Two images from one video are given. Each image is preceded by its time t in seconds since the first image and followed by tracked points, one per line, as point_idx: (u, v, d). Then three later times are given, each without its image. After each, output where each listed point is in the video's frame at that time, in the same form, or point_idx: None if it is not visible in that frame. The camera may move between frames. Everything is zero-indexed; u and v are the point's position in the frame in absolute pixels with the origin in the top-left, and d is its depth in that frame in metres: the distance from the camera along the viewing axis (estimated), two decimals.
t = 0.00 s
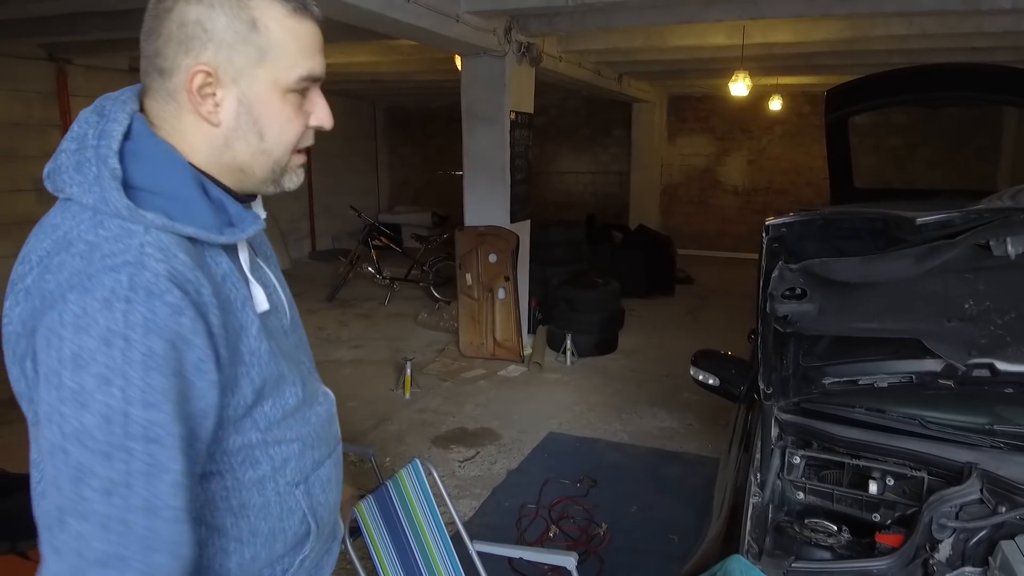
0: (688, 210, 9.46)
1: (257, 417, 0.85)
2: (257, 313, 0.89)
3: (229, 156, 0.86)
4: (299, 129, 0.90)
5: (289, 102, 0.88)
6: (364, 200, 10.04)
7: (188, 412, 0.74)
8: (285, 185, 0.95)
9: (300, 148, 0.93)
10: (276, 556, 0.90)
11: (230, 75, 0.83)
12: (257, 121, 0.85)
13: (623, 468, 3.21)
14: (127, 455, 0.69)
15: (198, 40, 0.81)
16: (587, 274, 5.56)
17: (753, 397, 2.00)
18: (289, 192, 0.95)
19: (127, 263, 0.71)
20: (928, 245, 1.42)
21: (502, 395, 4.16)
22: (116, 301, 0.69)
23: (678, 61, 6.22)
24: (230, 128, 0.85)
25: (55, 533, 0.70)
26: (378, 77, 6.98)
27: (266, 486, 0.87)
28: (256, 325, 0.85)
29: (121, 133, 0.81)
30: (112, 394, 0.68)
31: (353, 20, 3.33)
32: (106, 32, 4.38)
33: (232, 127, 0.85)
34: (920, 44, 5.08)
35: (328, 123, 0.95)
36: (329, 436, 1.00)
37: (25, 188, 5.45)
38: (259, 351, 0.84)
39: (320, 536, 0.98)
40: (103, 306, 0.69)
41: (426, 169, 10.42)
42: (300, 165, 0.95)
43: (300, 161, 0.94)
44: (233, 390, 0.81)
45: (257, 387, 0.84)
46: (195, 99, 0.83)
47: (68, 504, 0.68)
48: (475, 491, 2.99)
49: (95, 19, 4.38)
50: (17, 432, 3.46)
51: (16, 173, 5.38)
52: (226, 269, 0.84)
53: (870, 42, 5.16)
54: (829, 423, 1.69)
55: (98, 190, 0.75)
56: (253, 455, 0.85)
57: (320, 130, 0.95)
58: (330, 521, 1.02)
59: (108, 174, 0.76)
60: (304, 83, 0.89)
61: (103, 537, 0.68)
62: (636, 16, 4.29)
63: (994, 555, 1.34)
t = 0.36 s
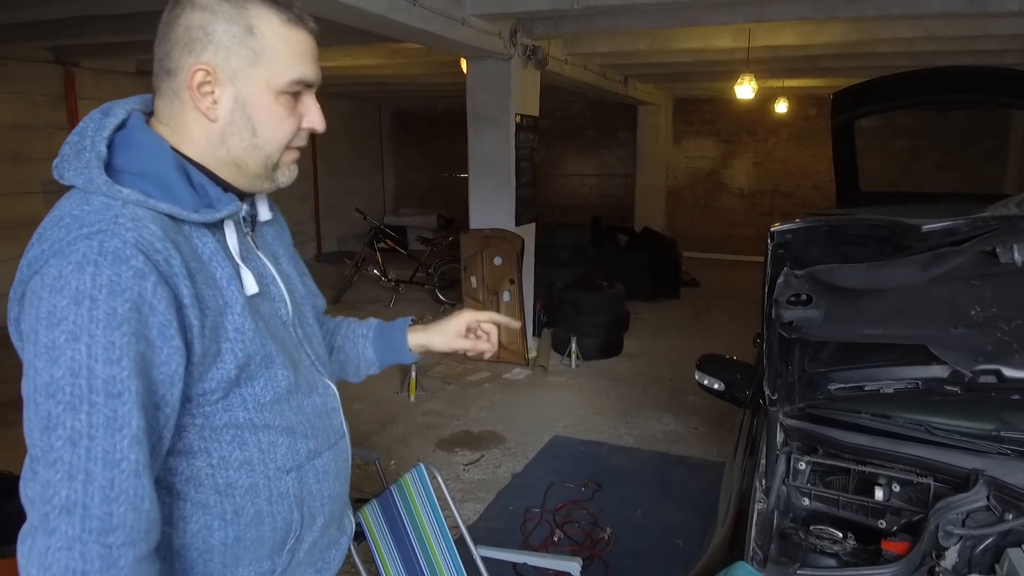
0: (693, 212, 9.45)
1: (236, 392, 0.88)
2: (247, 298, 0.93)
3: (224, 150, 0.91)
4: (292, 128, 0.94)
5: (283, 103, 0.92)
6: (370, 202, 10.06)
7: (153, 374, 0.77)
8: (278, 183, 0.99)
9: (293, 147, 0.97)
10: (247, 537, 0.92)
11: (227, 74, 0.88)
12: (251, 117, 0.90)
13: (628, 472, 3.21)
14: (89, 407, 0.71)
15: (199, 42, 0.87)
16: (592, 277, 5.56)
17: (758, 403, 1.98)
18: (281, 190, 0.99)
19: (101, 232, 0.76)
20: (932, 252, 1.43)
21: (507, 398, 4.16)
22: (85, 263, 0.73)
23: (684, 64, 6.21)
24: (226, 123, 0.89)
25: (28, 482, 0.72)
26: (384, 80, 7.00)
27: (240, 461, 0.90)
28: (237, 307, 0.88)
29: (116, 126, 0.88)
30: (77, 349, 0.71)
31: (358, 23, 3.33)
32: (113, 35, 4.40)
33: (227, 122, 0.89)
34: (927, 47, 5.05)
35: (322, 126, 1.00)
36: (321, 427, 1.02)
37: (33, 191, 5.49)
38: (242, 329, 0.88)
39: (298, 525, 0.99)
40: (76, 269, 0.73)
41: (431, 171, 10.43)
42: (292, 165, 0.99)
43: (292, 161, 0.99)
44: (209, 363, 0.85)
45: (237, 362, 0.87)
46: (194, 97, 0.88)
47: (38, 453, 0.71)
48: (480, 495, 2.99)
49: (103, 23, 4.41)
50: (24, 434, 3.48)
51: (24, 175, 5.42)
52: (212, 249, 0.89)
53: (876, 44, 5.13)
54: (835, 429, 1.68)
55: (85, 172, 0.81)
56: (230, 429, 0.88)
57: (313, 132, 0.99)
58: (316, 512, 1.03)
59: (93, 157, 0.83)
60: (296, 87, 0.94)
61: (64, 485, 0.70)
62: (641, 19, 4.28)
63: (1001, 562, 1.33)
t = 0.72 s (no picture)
0: (697, 218, 9.45)
1: (229, 400, 0.89)
2: (244, 309, 0.94)
3: (231, 162, 0.94)
4: (298, 141, 0.96)
5: (289, 115, 0.95)
6: (374, 207, 10.08)
7: (139, 378, 0.80)
8: (288, 195, 1.01)
9: (302, 160, 0.99)
10: (234, 548, 0.93)
11: (231, 88, 0.91)
12: (256, 130, 0.93)
13: (630, 480, 3.20)
14: (81, 409, 0.76)
15: (206, 59, 0.91)
16: (595, 284, 5.56)
17: (760, 413, 1.98)
18: (291, 201, 1.01)
19: (94, 239, 0.80)
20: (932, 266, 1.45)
21: (509, 405, 4.15)
22: (75, 270, 0.77)
23: (688, 71, 6.22)
24: (232, 136, 0.93)
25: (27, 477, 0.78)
26: (388, 86, 7.03)
27: (229, 472, 0.90)
28: (230, 316, 0.90)
29: (126, 138, 0.93)
30: (68, 352, 0.76)
31: (362, 30, 3.35)
32: (119, 42, 4.43)
33: (233, 135, 0.93)
34: (932, 53, 5.05)
35: (330, 138, 1.01)
36: (318, 440, 1.02)
37: (39, 196, 5.52)
38: (233, 338, 0.89)
39: (286, 540, 0.99)
40: (66, 276, 0.77)
41: (435, 177, 10.44)
42: (303, 177, 1.01)
43: (302, 172, 1.00)
44: (197, 371, 0.86)
45: (227, 371, 0.88)
46: (202, 111, 0.92)
47: (35, 451, 0.77)
48: (482, 503, 2.98)
49: (109, 31, 4.45)
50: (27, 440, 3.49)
51: (29, 181, 5.44)
52: (207, 259, 0.91)
53: (881, 51, 5.13)
54: (837, 440, 1.67)
55: (85, 182, 0.85)
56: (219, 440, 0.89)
57: (322, 144, 1.01)
58: (309, 529, 1.03)
59: (94, 166, 0.87)
60: (301, 100, 0.96)
61: (59, 481, 0.76)
62: (644, 26, 4.29)
63: None
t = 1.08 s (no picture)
0: (700, 222, 9.44)
1: (271, 397, 0.89)
2: (284, 307, 0.94)
3: (262, 170, 0.95)
4: (326, 150, 0.97)
5: (317, 125, 0.95)
6: (377, 211, 10.11)
7: (195, 370, 0.80)
8: (316, 203, 1.02)
9: (330, 168, 1.00)
10: (269, 546, 0.92)
11: (263, 99, 0.92)
12: (286, 139, 0.93)
13: (633, 485, 3.20)
14: (137, 401, 0.75)
15: (238, 70, 0.91)
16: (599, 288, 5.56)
17: (761, 419, 1.98)
18: (319, 209, 1.02)
19: (157, 233, 0.80)
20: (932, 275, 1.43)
21: (512, 409, 4.15)
22: (139, 262, 0.77)
23: (691, 75, 6.23)
24: (263, 145, 0.93)
25: (70, 469, 0.75)
26: (392, 91, 7.05)
27: (269, 469, 0.90)
28: (276, 313, 0.91)
29: (169, 140, 0.93)
30: (128, 343, 0.75)
31: (365, 36, 3.36)
32: (124, 48, 4.45)
33: (264, 145, 0.93)
34: (935, 58, 5.04)
35: (357, 147, 1.02)
36: (345, 439, 1.02)
37: (44, 201, 5.55)
38: (281, 335, 0.90)
39: (318, 538, 0.99)
40: (130, 267, 0.77)
41: (439, 181, 10.46)
42: (330, 185, 1.02)
43: (330, 180, 1.01)
44: (246, 366, 0.87)
45: (272, 366, 0.89)
46: (234, 121, 0.92)
47: (82, 443, 0.74)
48: (484, 508, 2.98)
49: (113, 36, 4.48)
50: (31, 444, 3.50)
51: (35, 186, 5.47)
52: (256, 257, 0.92)
53: (884, 56, 5.12)
54: (837, 446, 1.66)
55: (141, 180, 0.86)
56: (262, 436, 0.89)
57: (350, 153, 1.01)
58: (335, 524, 1.03)
59: (149, 166, 0.88)
60: (330, 110, 0.96)
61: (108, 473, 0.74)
62: (647, 32, 4.30)
63: None
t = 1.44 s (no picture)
0: (703, 226, 9.45)
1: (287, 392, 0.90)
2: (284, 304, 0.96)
3: (228, 173, 0.92)
4: (294, 157, 0.93)
5: (285, 130, 0.91)
6: (380, 214, 10.13)
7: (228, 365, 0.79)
8: (288, 210, 0.99)
9: (300, 175, 0.96)
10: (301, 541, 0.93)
11: (228, 101, 0.89)
12: (251, 143, 0.90)
13: (634, 488, 3.20)
14: (184, 399, 0.74)
15: (209, 71, 0.89)
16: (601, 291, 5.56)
17: (762, 421, 1.99)
18: (291, 217, 0.99)
19: (156, 239, 0.78)
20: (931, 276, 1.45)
21: (514, 412, 4.15)
22: (148, 266, 0.75)
23: (693, 79, 6.24)
24: (228, 148, 0.91)
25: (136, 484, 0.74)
26: (394, 94, 7.07)
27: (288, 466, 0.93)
28: (279, 308, 0.91)
29: (155, 145, 0.92)
30: (161, 346, 0.74)
31: (367, 40, 3.37)
32: (128, 51, 4.48)
33: (229, 148, 0.91)
34: (937, 62, 5.04)
35: (333, 156, 0.97)
36: (351, 426, 1.04)
37: (47, 204, 5.57)
38: (285, 331, 0.91)
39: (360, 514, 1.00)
40: (139, 272, 0.75)
41: (441, 185, 10.48)
42: (302, 193, 0.98)
43: (301, 188, 0.98)
44: (260, 362, 0.87)
45: (282, 361, 0.90)
46: (202, 122, 0.91)
47: (137, 454, 0.73)
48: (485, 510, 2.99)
49: (117, 40, 4.50)
50: (34, 445, 3.51)
51: (38, 189, 5.50)
52: (251, 257, 0.92)
53: (886, 59, 5.12)
54: (839, 448, 1.67)
55: (132, 187, 0.85)
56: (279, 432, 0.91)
57: (324, 162, 0.97)
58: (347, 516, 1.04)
59: (137, 173, 0.87)
60: (300, 115, 0.91)
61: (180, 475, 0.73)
62: (649, 35, 4.30)
63: None
